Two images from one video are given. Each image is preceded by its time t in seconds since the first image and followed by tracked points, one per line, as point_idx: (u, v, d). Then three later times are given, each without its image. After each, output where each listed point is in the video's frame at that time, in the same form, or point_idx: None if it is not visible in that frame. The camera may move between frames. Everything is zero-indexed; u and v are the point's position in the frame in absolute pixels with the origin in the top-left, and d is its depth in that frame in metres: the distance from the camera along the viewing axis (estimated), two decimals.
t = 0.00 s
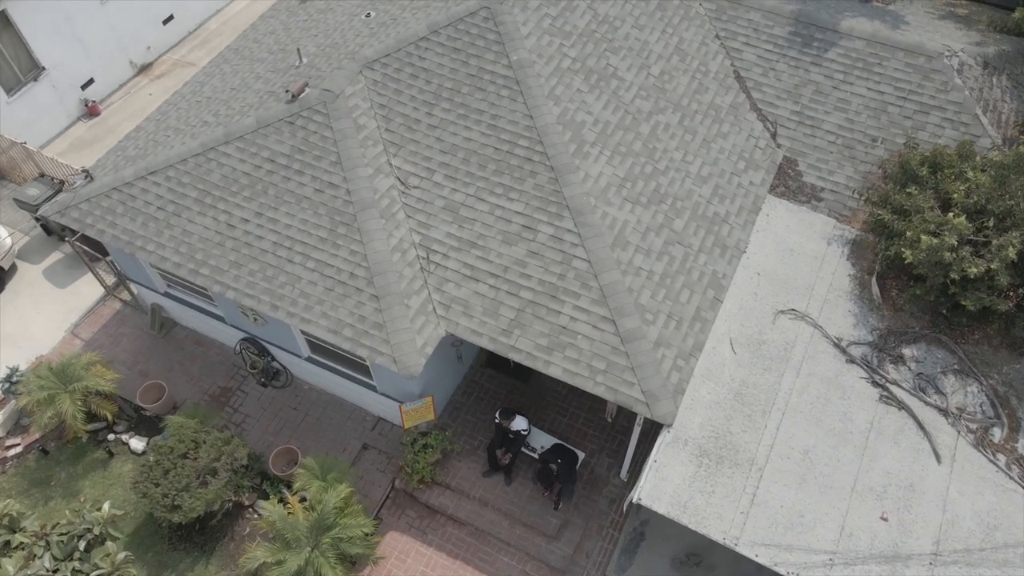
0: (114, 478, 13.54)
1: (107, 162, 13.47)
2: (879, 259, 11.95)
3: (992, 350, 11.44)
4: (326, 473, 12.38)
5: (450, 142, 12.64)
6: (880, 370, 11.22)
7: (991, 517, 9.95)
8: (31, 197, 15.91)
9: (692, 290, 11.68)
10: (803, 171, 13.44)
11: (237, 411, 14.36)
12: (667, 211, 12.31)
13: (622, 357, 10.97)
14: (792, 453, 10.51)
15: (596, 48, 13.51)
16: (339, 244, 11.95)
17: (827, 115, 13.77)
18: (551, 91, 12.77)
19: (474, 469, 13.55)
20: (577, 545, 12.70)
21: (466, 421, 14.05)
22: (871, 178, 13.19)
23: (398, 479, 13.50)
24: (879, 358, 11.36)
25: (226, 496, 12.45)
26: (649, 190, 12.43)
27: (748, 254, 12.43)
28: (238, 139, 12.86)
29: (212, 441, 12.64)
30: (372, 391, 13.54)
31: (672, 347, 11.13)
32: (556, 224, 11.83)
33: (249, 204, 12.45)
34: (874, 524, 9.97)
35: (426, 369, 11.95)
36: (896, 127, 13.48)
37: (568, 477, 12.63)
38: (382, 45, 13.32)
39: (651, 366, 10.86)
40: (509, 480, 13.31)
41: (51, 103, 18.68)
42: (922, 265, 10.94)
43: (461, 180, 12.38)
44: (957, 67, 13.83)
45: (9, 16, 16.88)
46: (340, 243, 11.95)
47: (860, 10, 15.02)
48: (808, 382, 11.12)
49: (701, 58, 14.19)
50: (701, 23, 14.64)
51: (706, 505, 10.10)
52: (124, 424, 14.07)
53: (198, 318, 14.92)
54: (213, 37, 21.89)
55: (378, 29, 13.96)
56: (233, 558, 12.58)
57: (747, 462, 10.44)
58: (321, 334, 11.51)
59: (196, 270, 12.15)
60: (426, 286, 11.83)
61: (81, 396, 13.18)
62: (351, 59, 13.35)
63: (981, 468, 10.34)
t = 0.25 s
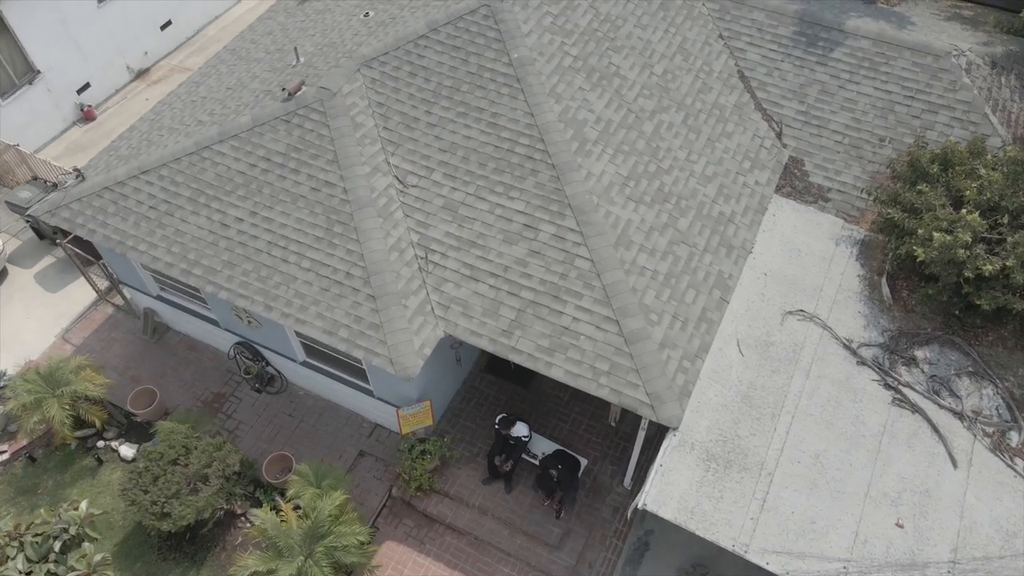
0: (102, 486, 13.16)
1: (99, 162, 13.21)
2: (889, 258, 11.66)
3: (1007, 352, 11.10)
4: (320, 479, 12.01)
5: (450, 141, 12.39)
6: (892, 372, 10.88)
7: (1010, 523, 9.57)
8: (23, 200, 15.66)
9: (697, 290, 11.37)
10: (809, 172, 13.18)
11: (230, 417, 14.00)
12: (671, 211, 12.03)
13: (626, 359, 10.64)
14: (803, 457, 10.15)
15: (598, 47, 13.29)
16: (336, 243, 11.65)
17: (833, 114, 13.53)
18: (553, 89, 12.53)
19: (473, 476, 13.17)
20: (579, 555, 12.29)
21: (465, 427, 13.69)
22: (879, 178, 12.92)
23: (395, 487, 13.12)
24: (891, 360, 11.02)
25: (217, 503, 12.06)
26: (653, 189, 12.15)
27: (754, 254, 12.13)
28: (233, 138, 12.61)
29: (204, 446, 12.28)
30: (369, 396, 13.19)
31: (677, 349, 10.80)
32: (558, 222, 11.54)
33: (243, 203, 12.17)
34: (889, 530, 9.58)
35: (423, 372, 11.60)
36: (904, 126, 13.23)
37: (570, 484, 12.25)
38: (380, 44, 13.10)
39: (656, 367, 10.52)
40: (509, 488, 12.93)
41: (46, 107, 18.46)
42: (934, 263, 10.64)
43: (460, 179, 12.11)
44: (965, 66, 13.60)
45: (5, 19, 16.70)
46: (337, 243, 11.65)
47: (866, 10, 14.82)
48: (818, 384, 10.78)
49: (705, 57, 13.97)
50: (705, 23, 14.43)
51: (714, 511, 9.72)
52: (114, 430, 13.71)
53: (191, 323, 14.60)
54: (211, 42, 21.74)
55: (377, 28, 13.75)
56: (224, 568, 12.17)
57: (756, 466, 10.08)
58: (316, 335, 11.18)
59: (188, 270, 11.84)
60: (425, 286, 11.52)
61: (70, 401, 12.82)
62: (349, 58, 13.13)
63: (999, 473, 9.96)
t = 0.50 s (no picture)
0: (91, 493, 12.78)
1: (92, 161, 12.95)
2: (899, 257, 11.37)
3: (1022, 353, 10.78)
4: (315, 485, 11.64)
5: (449, 138, 12.13)
6: (905, 373, 10.54)
7: None
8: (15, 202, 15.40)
9: (703, 289, 11.07)
10: (816, 171, 12.92)
11: (224, 423, 13.64)
12: (676, 209, 11.75)
13: (630, 359, 10.31)
14: (814, 460, 9.79)
15: (600, 45, 13.07)
16: (332, 241, 11.36)
17: (840, 113, 13.29)
18: (554, 86, 12.30)
19: (473, 483, 12.79)
20: (582, 565, 11.90)
21: (464, 433, 13.33)
22: (888, 177, 12.66)
23: (392, 494, 12.74)
24: (903, 360, 10.69)
25: (208, 509, 11.67)
26: (657, 186, 11.88)
27: (761, 254, 11.84)
28: (229, 135, 12.36)
29: (195, 451, 11.91)
30: (366, 400, 12.84)
31: (684, 349, 10.48)
32: (560, 220, 11.26)
33: (238, 201, 11.89)
34: (905, 536, 9.21)
35: (421, 374, 11.26)
36: (912, 125, 12.98)
37: (573, 490, 11.86)
38: (379, 41, 12.89)
39: (662, 367, 10.20)
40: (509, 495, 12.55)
41: (42, 110, 18.24)
42: (948, 260, 10.34)
43: (460, 177, 11.85)
44: (973, 65, 13.38)
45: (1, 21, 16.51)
46: (333, 241, 11.36)
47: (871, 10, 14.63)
48: (829, 386, 10.45)
49: (709, 56, 13.75)
50: (708, 22, 14.23)
51: (723, 516, 9.36)
52: (104, 436, 13.36)
53: (185, 326, 14.28)
54: (209, 48, 21.58)
55: (376, 26, 13.55)
56: None
57: (766, 469, 9.72)
58: (311, 335, 10.86)
59: (181, 269, 11.54)
60: (423, 285, 11.21)
61: (58, 405, 12.48)
62: (347, 55, 12.91)
63: (1019, 477, 9.60)
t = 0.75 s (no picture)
0: (78, 501, 12.40)
1: (84, 159, 12.69)
2: (910, 256, 11.08)
3: None
4: (309, 491, 11.27)
5: (449, 135, 11.88)
6: (918, 374, 10.21)
7: None
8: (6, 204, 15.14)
9: (709, 288, 10.76)
10: (823, 170, 12.65)
11: (216, 428, 13.28)
12: (680, 207, 11.47)
13: (635, 358, 9.99)
14: (827, 463, 9.43)
15: (602, 42, 12.86)
16: (328, 239, 11.07)
17: (846, 112, 13.05)
18: (556, 83, 12.07)
19: (472, 490, 12.41)
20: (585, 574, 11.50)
21: (464, 439, 12.96)
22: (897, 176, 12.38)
23: (389, 502, 12.38)
24: (917, 361, 10.35)
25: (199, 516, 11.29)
26: (661, 184, 11.61)
27: (768, 253, 11.54)
28: (223, 133, 12.11)
29: (185, 455, 11.54)
30: (362, 404, 12.50)
31: (690, 348, 10.16)
32: (562, 217, 10.98)
33: (232, 198, 11.62)
34: (923, 542, 8.83)
35: (418, 375, 10.91)
36: (920, 123, 12.74)
37: (575, 497, 11.49)
38: (377, 38, 12.68)
39: (668, 367, 9.87)
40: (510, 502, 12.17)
41: (36, 113, 18.04)
42: (962, 256, 10.04)
43: (459, 174, 11.58)
44: (982, 63, 13.15)
45: None
46: (330, 238, 11.07)
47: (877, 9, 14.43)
48: (840, 387, 10.11)
49: (712, 55, 13.54)
50: (712, 21, 14.03)
51: (733, 520, 8.98)
52: (93, 442, 13.01)
53: (178, 330, 13.95)
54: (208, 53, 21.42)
55: (374, 24, 13.34)
56: None
57: (776, 472, 9.36)
58: (306, 335, 10.53)
59: (173, 268, 11.24)
60: (422, 284, 10.90)
61: (45, 408, 12.14)
62: (345, 52, 12.70)
63: None
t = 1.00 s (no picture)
0: (65, 507, 12.02)
1: (76, 157, 12.45)
2: (921, 253, 10.79)
3: None
4: (302, 496, 10.90)
5: (448, 131, 11.63)
6: (932, 373, 9.88)
7: None
8: None
9: (715, 286, 10.46)
10: (830, 168, 12.40)
11: (208, 433, 12.94)
12: (685, 204, 11.21)
13: (639, 357, 9.68)
14: (839, 465, 9.08)
15: (604, 40, 12.65)
16: (324, 236, 10.79)
17: (853, 110, 12.82)
18: (557, 79, 11.84)
19: (471, 496, 12.04)
20: None
21: (463, 444, 12.61)
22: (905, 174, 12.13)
23: (385, 509, 12.01)
24: (930, 360, 10.03)
25: (188, 522, 10.92)
26: (665, 181, 11.35)
27: (775, 251, 11.26)
28: (218, 129, 11.87)
29: (175, 459, 11.18)
30: (358, 408, 12.16)
31: (696, 347, 9.84)
32: (563, 214, 10.70)
33: (226, 196, 11.35)
34: (940, 547, 8.46)
35: (415, 375, 10.60)
36: (928, 122, 12.50)
37: (578, 503, 11.13)
38: (376, 35, 12.48)
39: (673, 366, 9.56)
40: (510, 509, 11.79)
41: (31, 116, 17.84)
42: (976, 252, 9.75)
43: (459, 170, 11.32)
44: (990, 61, 12.95)
45: None
46: (325, 235, 10.79)
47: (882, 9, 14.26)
48: (851, 387, 9.78)
49: (716, 53, 13.33)
50: (715, 20, 13.84)
51: (742, 524, 8.62)
52: (81, 448, 12.66)
53: (170, 333, 13.64)
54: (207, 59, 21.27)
55: (373, 22, 13.15)
56: None
57: (787, 474, 9.01)
58: (300, 333, 10.22)
59: (164, 265, 10.95)
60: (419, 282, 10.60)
61: (32, 411, 11.81)
62: (343, 49, 12.49)
63: None
